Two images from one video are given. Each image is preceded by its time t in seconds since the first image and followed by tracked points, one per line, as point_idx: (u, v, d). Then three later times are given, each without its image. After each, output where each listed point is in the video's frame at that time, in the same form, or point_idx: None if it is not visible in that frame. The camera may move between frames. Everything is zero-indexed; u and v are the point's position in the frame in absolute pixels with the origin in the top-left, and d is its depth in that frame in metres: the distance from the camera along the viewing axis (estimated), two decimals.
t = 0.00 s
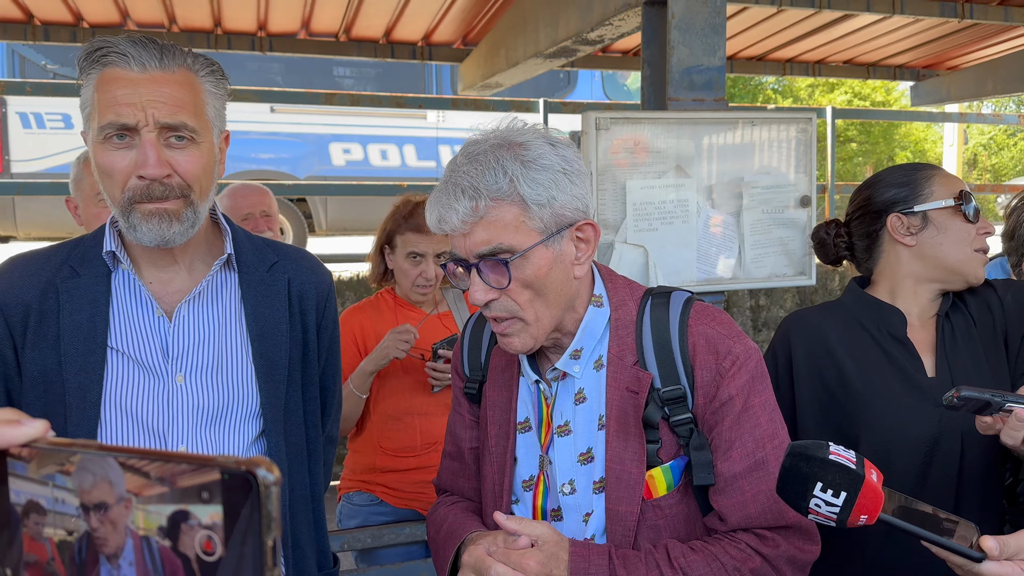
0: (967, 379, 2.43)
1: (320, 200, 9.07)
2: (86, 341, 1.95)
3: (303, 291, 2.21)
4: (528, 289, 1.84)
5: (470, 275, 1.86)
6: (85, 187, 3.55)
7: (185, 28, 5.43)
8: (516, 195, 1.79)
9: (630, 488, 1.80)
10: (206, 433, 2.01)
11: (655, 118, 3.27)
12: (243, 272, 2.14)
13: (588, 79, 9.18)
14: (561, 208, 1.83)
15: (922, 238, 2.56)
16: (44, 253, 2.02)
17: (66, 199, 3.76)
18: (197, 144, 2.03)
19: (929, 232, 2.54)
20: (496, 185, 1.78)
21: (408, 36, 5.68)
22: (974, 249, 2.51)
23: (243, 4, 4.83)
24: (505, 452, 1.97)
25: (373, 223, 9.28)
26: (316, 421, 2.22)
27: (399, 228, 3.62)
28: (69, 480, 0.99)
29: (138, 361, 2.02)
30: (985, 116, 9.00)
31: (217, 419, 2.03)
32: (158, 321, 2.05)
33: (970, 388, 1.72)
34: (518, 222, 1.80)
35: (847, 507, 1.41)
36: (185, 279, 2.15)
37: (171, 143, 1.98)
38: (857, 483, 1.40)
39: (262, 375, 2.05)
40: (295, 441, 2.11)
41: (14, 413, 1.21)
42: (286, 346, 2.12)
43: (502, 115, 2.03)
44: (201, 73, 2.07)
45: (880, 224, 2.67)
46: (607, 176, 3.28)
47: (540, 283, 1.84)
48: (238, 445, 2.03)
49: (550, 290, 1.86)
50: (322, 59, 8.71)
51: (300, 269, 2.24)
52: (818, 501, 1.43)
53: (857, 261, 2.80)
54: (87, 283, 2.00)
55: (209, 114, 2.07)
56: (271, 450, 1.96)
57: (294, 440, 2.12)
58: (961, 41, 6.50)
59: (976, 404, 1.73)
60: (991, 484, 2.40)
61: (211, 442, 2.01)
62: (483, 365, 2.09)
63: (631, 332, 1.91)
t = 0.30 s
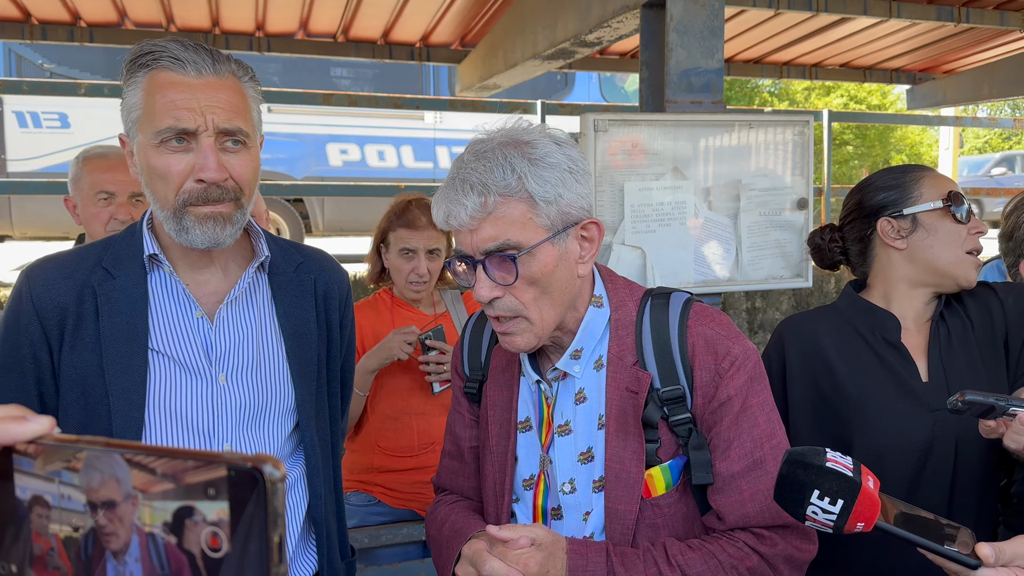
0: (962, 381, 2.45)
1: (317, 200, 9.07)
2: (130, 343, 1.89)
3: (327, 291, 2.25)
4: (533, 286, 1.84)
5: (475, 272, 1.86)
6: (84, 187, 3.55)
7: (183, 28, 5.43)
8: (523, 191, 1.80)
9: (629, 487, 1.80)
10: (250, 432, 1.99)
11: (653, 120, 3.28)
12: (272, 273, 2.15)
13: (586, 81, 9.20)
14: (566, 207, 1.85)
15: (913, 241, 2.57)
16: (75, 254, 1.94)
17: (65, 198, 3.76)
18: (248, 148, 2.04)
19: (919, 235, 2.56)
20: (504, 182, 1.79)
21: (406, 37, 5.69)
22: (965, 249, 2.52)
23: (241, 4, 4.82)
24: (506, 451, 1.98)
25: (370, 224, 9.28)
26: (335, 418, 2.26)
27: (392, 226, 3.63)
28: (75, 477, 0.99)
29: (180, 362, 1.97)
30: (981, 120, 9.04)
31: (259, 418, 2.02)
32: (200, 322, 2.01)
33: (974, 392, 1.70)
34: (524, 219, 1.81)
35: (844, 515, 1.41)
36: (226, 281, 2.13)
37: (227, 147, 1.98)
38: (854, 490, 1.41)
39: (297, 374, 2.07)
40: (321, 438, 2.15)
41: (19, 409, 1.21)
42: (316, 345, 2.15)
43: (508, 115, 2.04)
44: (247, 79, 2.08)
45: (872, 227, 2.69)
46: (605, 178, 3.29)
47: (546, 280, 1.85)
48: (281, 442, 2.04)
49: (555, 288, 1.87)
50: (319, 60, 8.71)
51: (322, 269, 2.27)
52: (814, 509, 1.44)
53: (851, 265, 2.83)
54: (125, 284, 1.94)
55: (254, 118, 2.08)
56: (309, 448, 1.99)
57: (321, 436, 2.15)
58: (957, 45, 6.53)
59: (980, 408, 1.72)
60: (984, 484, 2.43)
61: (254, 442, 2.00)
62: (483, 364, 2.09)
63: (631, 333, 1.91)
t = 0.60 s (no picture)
0: (947, 384, 2.44)
1: (311, 198, 9.05)
2: (139, 344, 1.87)
3: (323, 289, 2.27)
4: (530, 286, 1.85)
5: (472, 272, 1.87)
6: (77, 184, 3.53)
7: (177, 25, 5.41)
8: (521, 192, 1.81)
9: (623, 485, 1.81)
10: (257, 431, 2.01)
11: (647, 120, 3.29)
12: (272, 273, 2.17)
13: (580, 81, 9.22)
14: (563, 207, 1.85)
15: (892, 243, 2.62)
16: (74, 254, 1.91)
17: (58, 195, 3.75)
18: (260, 142, 2.05)
19: (898, 238, 2.60)
20: (502, 182, 1.80)
21: (401, 36, 5.69)
22: (944, 249, 2.53)
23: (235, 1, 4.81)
24: (500, 448, 1.98)
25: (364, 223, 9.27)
26: (329, 415, 2.29)
27: (384, 223, 3.65)
28: (70, 472, 0.99)
29: (188, 363, 1.96)
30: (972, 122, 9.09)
31: (265, 417, 2.03)
32: (207, 322, 2.00)
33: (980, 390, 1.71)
34: (521, 219, 1.82)
35: (831, 505, 1.42)
36: (229, 280, 2.11)
37: (243, 140, 1.99)
38: (841, 482, 1.42)
39: (299, 372, 2.10)
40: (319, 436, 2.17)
41: (13, 404, 1.21)
42: (314, 344, 2.18)
43: (504, 116, 2.04)
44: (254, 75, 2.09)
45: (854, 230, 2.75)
46: (599, 177, 3.31)
47: (543, 280, 1.86)
48: (284, 441, 2.06)
49: (551, 288, 1.88)
50: (313, 58, 8.70)
51: (317, 268, 2.29)
52: (802, 499, 1.45)
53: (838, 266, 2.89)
54: (128, 284, 1.91)
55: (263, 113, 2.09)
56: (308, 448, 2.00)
57: (319, 434, 2.18)
58: (949, 47, 6.57)
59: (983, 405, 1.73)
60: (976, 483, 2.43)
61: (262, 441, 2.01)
62: (479, 362, 2.10)
63: (627, 331, 1.92)
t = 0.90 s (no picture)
0: (896, 381, 2.47)
1: (304, 198, 9.05)
2: (108, 348, 1.80)
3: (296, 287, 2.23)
4: (525, 287, 1.86)
5: (468, 273, 1.87)
6: (69, 183, 3.53)
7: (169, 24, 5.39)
8: (516, 194, 1.82)
9: (617, 483, 1.82)
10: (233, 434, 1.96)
11: (639, 121, 3.30)
12: (243, 271, 2.12)
13: (573, 82, 9.24)
14: (558, 208, 1.87)
15: (830, 250, 2.67)
16: (37, 253, 1.84)
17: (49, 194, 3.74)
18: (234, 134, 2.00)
19: (835, 244, 2.65)
20: (498, 184, 1.81)
21: (394, 36, 5.69)
22: (877, 256, 2.58)
23: None
24: (492, 447, 1.99)
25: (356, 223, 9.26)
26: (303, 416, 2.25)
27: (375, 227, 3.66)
28: (64, 468, 1.00)
29: (159, 366, 1.90)
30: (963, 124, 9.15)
31: (240, 420, 1.99)
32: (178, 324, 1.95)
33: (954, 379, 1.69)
34: (517, 220, 1.83)
35: (823, 509, 1.45)
36: (197, 278, 2.07)
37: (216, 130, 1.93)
38: (832, 485, 1.44)
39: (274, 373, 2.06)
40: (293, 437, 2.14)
41: (6, 400, 1.21)
42: (288, 344, 2.14)
43: (498, 117, 2.05)
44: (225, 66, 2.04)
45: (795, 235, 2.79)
46: (592, 178, 3.32)
47: (538, 281, 1.87)
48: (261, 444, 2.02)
49: (547, 289, 1.89)
50: (306, 58, 8.69)
51: (289, 265, 2.25)
52: (794, 503, 1.47)
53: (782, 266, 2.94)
54: (94, 285, 1.84)
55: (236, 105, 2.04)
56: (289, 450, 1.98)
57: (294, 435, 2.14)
58: (940, 50, 6.62)
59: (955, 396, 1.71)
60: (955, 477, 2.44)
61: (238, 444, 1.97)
62: (471, 361, 2.11)
63: (620, 331, 1.93)
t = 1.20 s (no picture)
0: (820, 375, 2.53)
1: (297, 200, 9.04)
2: (84, 354, 1.76)
3: (276, 290, 2.20)
4: (524, 286, 1.87)
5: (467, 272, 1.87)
6: (62, 184, 3.52)
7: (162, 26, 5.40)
8: (516, 192, 1.83)
9: (610, 482, 1.83)
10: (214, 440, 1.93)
11: (632, 123, 3.32)
12: (222, 274, 2.09)
13: (566, 85, 9.28)
14: (552, 209, 1.88)
15: (747, 260, 2.75)
16: (8, 256, 1.79)
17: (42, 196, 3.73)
18: (211, 128, 1.99)
19: (751, 255, 2.72)
20: (498, 183, 1.82)
21: (387, 38, 5.71)
22: (790, 266, 2.66)
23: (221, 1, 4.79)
24: (483, 447, 2.01)
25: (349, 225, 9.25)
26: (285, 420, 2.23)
27: (368, 237, 3.66)
28: (62, 463, 1.00)
29: (137, 372, 1.87)
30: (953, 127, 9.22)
31: (221, 426, 1.96)
32: (156, 329, 1.92)
33: (908, 375, 1.70)
34: (518, 219, 1.84)
35: (817, 512, 1.45)
36: (175, 282, 2.03)
37: (192, 123, 1.92)
38: (827, 489, 1.45)
39: (255, 378, 2.02)
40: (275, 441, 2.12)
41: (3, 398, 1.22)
42: (270, 347, 2.10)
43: (495, 118, 2.06)
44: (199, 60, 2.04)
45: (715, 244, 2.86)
46: (585, 180, 3.34)
47: (536, 280, 1.88)
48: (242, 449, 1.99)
49: (544, 288, 1.90)
50: (299, 60, 8.69)
51: (270, 267, 2.22)
52: (789, 507, 1.48)
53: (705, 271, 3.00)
54: (69, 289, 1.80)
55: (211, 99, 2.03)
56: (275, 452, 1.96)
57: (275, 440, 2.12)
58: (930, 53, 6.67)
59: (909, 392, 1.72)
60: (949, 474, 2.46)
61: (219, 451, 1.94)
62: (464, 362, 2.12)
63: (611, 331, 1.95)
